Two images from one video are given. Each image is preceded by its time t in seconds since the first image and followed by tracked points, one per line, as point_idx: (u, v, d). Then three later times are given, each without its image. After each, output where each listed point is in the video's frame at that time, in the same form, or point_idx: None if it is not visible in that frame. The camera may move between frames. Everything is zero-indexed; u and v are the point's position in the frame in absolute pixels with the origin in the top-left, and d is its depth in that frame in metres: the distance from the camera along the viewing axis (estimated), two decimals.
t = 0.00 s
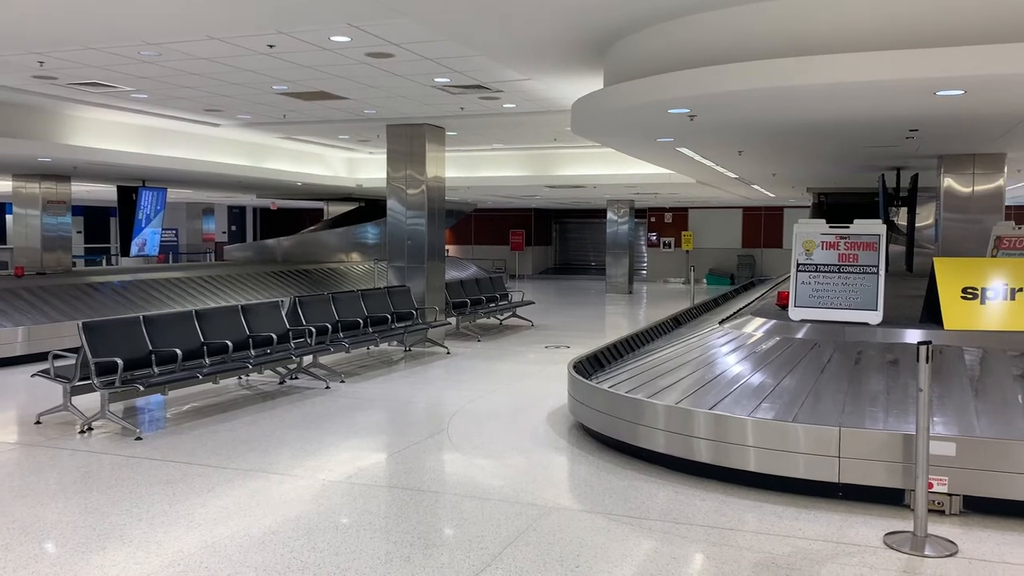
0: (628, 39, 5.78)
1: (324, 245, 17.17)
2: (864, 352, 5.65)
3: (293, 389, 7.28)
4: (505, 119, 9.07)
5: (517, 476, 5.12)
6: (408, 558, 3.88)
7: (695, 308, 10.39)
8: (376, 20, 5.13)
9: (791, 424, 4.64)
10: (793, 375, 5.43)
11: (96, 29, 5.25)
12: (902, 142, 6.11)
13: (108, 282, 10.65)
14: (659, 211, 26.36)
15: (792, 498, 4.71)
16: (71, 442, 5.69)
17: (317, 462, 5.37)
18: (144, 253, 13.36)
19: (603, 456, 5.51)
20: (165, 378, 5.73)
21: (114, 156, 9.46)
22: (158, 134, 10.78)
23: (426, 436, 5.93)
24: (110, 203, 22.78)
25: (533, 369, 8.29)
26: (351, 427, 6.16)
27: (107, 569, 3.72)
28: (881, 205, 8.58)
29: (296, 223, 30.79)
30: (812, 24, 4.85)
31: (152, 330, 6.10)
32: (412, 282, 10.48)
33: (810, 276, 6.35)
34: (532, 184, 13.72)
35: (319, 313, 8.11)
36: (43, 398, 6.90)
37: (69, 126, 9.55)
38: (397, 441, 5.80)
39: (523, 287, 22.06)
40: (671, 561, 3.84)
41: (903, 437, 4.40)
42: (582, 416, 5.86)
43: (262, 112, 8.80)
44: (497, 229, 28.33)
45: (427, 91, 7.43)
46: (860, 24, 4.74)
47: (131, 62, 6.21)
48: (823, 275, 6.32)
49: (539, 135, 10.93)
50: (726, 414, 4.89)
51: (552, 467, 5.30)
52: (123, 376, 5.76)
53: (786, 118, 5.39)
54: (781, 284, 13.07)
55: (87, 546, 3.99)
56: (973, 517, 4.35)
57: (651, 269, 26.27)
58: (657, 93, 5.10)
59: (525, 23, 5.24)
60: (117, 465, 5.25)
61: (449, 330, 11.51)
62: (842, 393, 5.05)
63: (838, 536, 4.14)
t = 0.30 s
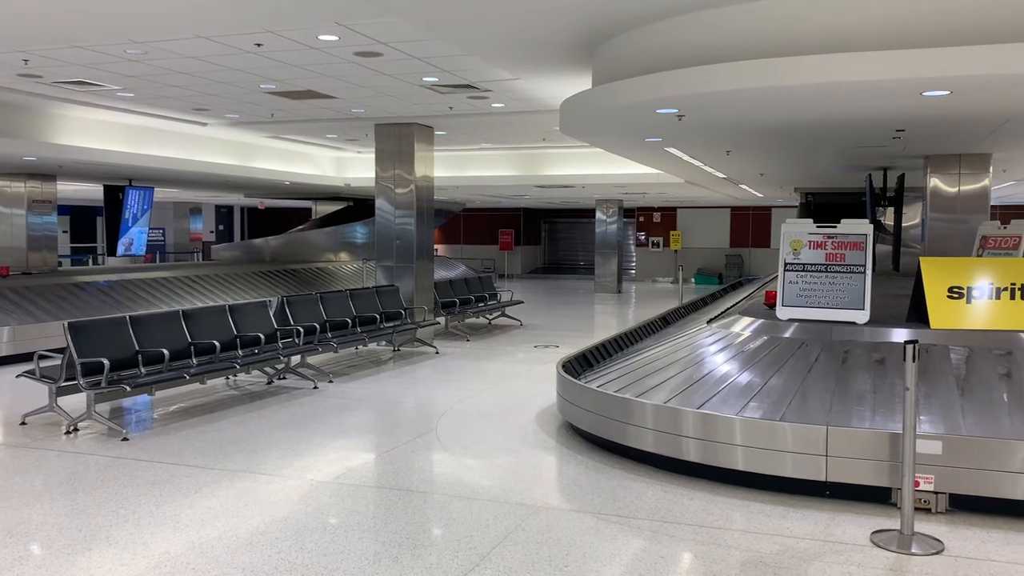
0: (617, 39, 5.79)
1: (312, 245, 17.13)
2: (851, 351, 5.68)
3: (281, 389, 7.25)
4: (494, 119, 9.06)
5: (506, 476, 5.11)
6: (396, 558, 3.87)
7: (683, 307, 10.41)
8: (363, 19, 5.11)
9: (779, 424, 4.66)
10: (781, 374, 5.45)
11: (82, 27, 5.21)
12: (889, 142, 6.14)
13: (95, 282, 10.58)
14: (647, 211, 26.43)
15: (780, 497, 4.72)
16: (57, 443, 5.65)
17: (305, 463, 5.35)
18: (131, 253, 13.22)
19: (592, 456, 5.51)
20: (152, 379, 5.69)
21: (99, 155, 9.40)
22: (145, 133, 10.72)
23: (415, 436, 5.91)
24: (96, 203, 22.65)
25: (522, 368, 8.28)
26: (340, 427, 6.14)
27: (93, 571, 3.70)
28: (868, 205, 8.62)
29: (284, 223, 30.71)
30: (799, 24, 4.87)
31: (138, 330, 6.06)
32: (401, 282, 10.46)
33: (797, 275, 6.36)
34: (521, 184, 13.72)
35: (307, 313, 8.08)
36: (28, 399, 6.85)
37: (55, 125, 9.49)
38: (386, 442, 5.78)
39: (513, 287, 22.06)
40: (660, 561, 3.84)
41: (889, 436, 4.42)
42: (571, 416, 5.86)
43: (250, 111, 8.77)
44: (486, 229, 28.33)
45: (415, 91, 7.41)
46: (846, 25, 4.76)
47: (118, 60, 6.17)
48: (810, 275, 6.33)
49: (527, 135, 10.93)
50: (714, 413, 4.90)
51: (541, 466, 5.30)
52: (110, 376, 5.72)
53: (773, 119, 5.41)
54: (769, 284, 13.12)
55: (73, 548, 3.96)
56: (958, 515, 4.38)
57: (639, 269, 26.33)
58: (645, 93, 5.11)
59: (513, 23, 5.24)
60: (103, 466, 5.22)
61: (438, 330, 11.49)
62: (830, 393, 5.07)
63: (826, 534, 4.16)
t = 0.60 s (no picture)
0: (606, 40, 5.80)
1: (300, 244, 17.08)
2: (838, 352, 5.70)
3: (269, 390, 7.22)
4: (483, 119, 9.06)
5: (495, 477, 5.10)
6: (385, 559, 3.86)
7: (671, 308, 10.43)
8: (352, 18, 5.10)
9: (766, 424, 4.67)
10: (769, 374, 5.47)
11: (68, 26, 5.17)
12: (876, 144, 6.17)
13: (81, 282, 10.51)
14: (636, 211, 26.49)
15: (768, 496, 4.74)
16: (43, 444, 5.61)
17: (293, 463, 5.33)
18: (118, 253, 13.17)
19: (581, 456, 5.52)
20: (139, 379, 5.66)
21: (86, 155, 9.35)
22: (133, 132, 10.67)
23: (403, 437, 5.90)
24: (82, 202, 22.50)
25: (511, 369, 8.28)
26: (328, 428, 6.12)
27: (78, 573, 3.67)
28: (856, 206, 8.66)
29: (273, 223, 30.61)
30: (787, 25, 4.89)
31: (125, 330, 6.02)
32: (390, 282, 10.44)
33: (785, 276, 6.39)
34: (510, 184, 13.72)
35: (296, 314, 8.06)
36: (14, 400, 6.81)
37: (41, 124, 9.42)
38: (374, 442, 5.77)
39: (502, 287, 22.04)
40: (648, 561, 3.85)
41: (876, 436, 4.45)
42: (560, 416, 5.86)
43: (238, 111, 8.74)
44: (476, 229, 28.31)
45: (404, 91, 7.40)
46: (833, 26, 4.79)
47: (105, 59, 6.13)
48: (798, 275, 6.36)
49: (516, 135, 10.93)
50: (702, 414, 4.92)
51: (530, 466, 5.30)
52: (96, 377, 5.69)
53: (761, 120, 5.43)
54: (757, 284, 13.16)
55: (59, 550, 3.93)
56: (944, 514, 4.41)
57: (628, 270, 26.37)
58: (634, 95, 5.12)
59: (502, 24, 5.24)
60: (89, 467, 5.19)
61: (427, 330, 11.48)
62: (817, 393, 5.10)
63: (813, 534, 4.17)
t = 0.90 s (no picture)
0: (595, 41, 5.81)
1: (288, 245, 17.02)
2: (825, 352, 5.72)
3: (257, 391, 7.19)
4: (472, 120, 9.06)
5: (484, 478, 5.10)
6: (372, 560, 3.85)
7: (660, 308, 10.45)
8: (341, 18, 5.09)
9: (754, 424, 4.69)
10: (756, 375, 5.49)
11: (54, 24, 5.14)
12: (863, 145, 6.20)
13: (68, 282, 10.44)
14: (625, 213, 26.55)
15: (755, 496, 4.75)
16: (28, 445, 5.56)
17: (281, 464, 5.32)
18: (105, 253, 13.11)
19: (569, 456, 5.52)
20: (125, 379, 5.62)
21: (72, 154, 9.29)
22: (120, 131, 10.61)
23: (391, 438, 5.89)
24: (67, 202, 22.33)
25: (499, 370, 8.27)
26: (316, 428, 6.10)
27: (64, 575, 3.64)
28: (843, 207, 8.72)
29: (261, 223, 30.51)
30: (773, 27, 4.92)
31: (112, 330, 5.99)
32: (378, 282, 10.42)
33: (772, 276, 6.43)
34: (499, 185, 13.72)
35: (284, 314, 8.04)
36: None
37: (26, 123, 9.35)
38: (363, 443, 5.76)
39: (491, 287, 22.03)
40: (636, 561, 3.85)
41: (862, 436, 4.47)
42: (548, 416, 5.87)
43: (225, 110, 8.70)
44: (465, 229, 28.29)
45: (393, 91, 7.39)
46: (820, 28, 4.81)
47: (91, 58, 6.10)
48: (785, 276, 6.41)
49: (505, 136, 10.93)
50: (690, 414, 4.93)
51: (518, 467, 5.30)
52: (82, 377, 5.65)
53: (749, 121, 5.45)
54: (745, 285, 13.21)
55: (43, 552, 3.89)
56: (930, 514, 4.43)
57: (617, 270, 26.41)
58: (623, 96, 5.13)
59: (491, 24, 5.24)
60: (75, 468, 5.15)
61: (416, 331, 11.46)
62: (804, 393, 5.12)
63: (801, 534, 4.19)
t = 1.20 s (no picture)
0: (583, 42, 5.81)
1: (275, 245, 16.99)
2: (811, 352, 5.75)
3: (243, 391, 7.16)
4: (461, 120, 9.05)
5: (471, 478, 5.09)
6: (359, 560, 3.85)
7: (647, 309, 10.47)
8: (329, 18, 5.08)
9: (740, 424, 4.71)
10: (743, 375, 5.51)
11: (39, 22, 5.10)
12: (848, 147, 6.24)
13: (53, 282, 10.36)
14: (613, 213, 26.61)
15: (741, 496, 4.77)
16: (12, 447, 5.52)
17: (268, 465, 5.30)
18: (90, 252, 12.96)
19: (557, 457, 5.53)
20: (111, 380, 5.59)
21: (57, 153, 9.22)
22: (106, 131, 10.54)
23: (379, 438, 5.88)
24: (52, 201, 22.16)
25: (487, 370, 8.27)
26: (303, 429, 6.08)
27: None
28: (829, 209, 8.77)
29: (248, 223, 30.39)
30: (759, 28, 4.94)
31: (97, 331, 5.95)
32: (366, 283, 10.40)
33: (758, 277, 6.46)
34: (487, 185, 13.71)
35: (271, 314, 8.01)
36: None
37: (11, 121, 9.27)
38: (350, 443, 5.75)
39: (480, 288, 22.00)
40: (624, 561, 3.86)
41: (848, 436, 4.50)
42: (536, 416, 5.87)
43: (212, 110, 8.66)
44: (453, 229, 28.25)
45: (381, 91, 7.37)
46: (806, 30, 4.83)
47: (77, 57, 6.05)
48: (772, 277, 6.44)
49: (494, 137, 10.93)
50: (677, 414, 4.95)
51: (505, 467, 5.30)
52: (66, 378, 5.60)
53: (736, 123, 5.46)
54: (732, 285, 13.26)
55: (26, 554, 3.86)
56: (915, 513, 4.46)
57: (605, 271, 26.45)
58: (611, 98, 5.14)
59: (479, 25, 5.24)
60: (59, 470, 5.11)
61: (404, 331, 11.44)
62: (790, 393, 5.14)
63: (787, 534, 4.21)
